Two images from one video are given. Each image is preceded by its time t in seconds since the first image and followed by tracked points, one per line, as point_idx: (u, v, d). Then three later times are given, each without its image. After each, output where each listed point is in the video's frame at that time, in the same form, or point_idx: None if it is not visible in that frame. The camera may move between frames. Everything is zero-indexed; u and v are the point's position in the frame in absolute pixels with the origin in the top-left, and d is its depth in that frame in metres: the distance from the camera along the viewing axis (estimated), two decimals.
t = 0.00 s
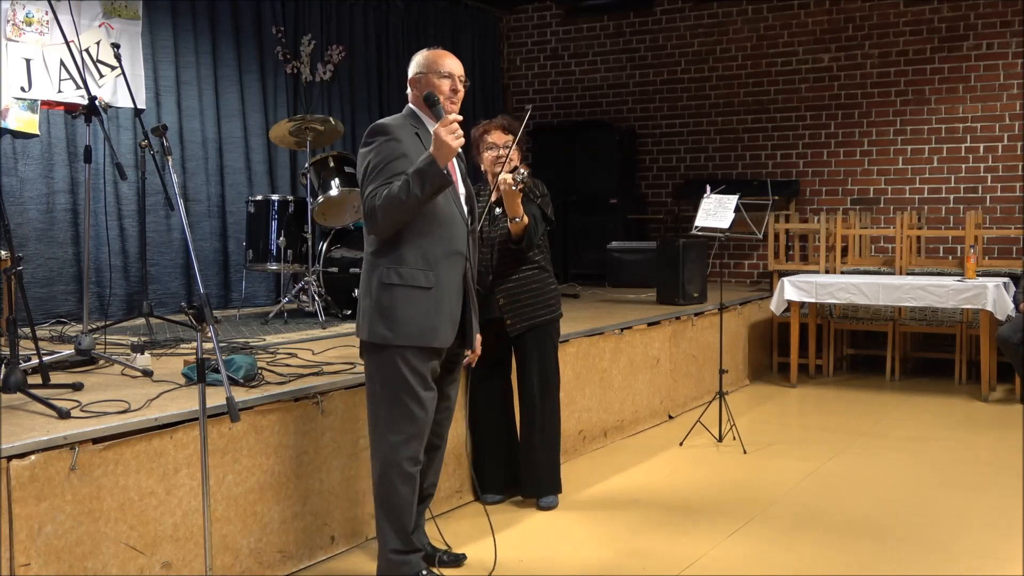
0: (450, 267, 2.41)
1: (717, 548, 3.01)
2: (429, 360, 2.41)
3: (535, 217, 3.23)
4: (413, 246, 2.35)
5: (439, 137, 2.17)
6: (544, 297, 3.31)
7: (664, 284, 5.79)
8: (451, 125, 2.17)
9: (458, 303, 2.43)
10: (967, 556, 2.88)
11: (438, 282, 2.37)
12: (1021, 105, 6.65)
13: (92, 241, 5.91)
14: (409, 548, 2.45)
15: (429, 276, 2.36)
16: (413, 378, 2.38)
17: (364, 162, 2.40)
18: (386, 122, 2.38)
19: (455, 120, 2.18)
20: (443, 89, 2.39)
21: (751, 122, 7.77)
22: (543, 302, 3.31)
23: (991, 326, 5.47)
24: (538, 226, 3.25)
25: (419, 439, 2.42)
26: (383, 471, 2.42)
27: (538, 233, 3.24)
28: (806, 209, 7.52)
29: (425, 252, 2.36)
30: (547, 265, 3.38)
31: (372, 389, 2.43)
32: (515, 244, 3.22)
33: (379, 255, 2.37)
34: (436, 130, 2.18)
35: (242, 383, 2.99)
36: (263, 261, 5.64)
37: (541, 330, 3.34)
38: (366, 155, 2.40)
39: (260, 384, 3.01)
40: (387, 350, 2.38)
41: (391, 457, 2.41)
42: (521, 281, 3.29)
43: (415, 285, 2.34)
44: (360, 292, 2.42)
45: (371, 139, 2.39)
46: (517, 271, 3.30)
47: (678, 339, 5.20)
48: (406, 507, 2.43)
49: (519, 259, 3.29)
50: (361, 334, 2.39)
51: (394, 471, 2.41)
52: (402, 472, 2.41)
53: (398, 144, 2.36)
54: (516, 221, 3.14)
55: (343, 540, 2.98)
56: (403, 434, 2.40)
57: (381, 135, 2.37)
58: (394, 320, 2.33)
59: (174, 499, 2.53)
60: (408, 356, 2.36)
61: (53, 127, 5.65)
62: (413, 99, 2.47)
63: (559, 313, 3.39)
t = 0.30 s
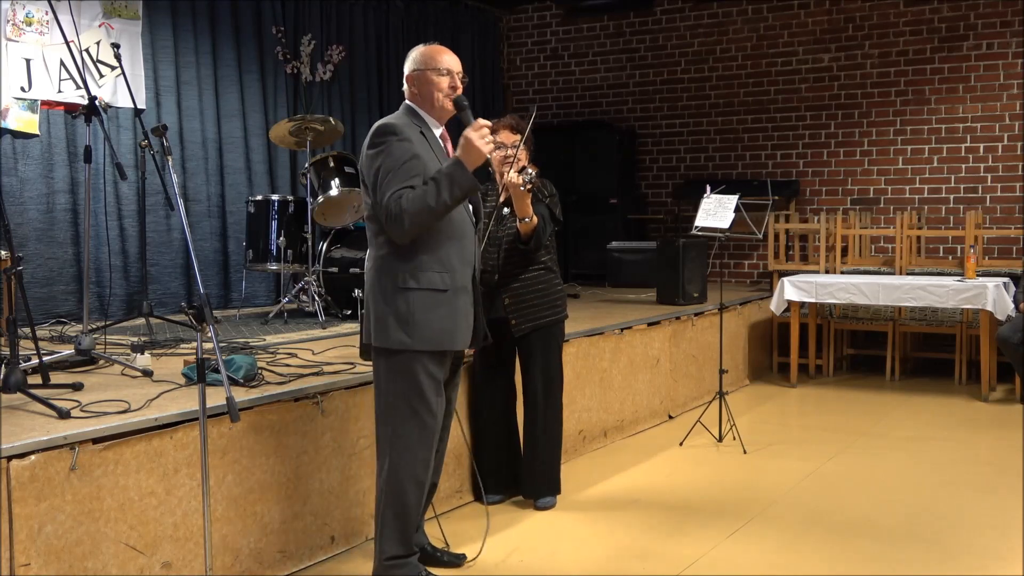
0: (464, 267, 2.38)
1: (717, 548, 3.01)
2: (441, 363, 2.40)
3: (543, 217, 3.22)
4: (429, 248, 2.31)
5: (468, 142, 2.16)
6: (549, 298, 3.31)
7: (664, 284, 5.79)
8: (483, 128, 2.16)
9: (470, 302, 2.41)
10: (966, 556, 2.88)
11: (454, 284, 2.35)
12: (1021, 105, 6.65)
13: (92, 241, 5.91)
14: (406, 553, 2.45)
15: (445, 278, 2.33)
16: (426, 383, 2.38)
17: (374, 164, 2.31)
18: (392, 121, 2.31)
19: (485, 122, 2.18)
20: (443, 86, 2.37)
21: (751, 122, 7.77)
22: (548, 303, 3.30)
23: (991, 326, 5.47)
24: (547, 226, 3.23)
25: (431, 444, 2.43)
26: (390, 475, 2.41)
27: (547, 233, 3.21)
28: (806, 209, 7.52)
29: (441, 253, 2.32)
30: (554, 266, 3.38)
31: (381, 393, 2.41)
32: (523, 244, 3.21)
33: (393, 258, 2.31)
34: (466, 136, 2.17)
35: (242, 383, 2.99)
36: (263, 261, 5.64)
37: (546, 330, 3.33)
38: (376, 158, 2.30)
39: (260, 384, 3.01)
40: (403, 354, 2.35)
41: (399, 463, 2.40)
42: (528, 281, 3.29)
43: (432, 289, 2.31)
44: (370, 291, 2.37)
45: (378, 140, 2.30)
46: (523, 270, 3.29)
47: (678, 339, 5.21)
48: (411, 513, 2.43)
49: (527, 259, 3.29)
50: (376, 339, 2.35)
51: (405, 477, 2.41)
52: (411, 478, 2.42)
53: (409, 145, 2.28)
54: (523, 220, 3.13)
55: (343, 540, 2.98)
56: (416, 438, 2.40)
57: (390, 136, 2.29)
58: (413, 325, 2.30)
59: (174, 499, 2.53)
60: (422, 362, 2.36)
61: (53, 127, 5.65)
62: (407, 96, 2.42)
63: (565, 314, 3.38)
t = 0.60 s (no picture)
0: (462, 272, 2.39)
1: (717, 548, 3.01)
2: (434, 368, 2.39)
3: (553, 217, 3.23)
4: (431, 252, 2.31)
5: (497, 162, 2.27)
6: (558, 298, 3.31)
7: (664, 284, 5.79)
8: (513, 146, 2.28)
9: (467, 309, 2.42)
10: (966, 556, 2.89)
11: (453, 288, 2.36)
12: (1021, 105, 6.65)
13: (92, 241, 5.91)
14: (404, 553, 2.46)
15: (446, 283, 2.33)
16: (417, 388, 2.37)
17: (383, 164, 2.26)
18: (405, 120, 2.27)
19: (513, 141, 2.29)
20: (449, 82, 2.37)
21: (751, 122, 7.77)
22: (557, 303, 3.30)
23: (991, 326, 5.48)
24: (556, 227, 3.25)
25: (425, 444, 2.43)
26: (384, 476, 2.41)
27: (557, 234, 3.25)
28: (806, 209, 7.52)
29: (443, 257, 2.33)
30: (562, 267, 3.39)
31: (372, 396, 2.40)
32: (533, 244, 3.24)
33: (394, 260, 2.30)
34: (498, 151, 2.27)
35: (242, 383, 2.99)
36: (263, 261, 5.64)
37: (553, 331, 3.33)
38: (386, 158, 2.25)
39: (260, 384, 3.01)
40: (399, 358, 2.35)
41: (392, 465, 2.40)
42: (536, 281, 3.29)
43: (434, 293, 2.31)
44: (368, 292, 2.35)
45: (389, 141, 2.25)
46: (531, 270, 3.30)
47: (678, 339, 5.20)
48: (406, 515, 2.43)
49: (536, 260, 3.29)
50: (374, 341, 2.33)
51: (398, 477, 2.41)
52: (406, 478, 2.41)
53: (422, 147, 2.27)
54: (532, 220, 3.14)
55: (343, 540, 2.98)
56: (410, 440, 2.39)
57: (404, 137, 2.25)
58: (413, 328, 2.29)
59: (174, 499, 2.53)
60: (415, 366, 2.35)
61: (53, 127, 5.65)
62: (411, 92, 2.41)
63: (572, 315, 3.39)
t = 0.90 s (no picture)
0: (456, 277, 2.39)
1: (717, 548, 3.01)
2: (427, 372, 2.39)
3: (554, 216, 3.23)
4: (425, 256, 2.31)
5: (497, 166, 2.30)
6: (560, 297, 3.31)
7: (664, 284, 5.79)
8: (512, 152, 2.30)
9: (459, 314, 2.42)
10: (967, 556, 2.89)
11: (446, 294, 2.36)
12: (1021, 105, 6.65)
13: (92, 241, 5.91)
14: (405, 550, 2.47)
15: (438, 288, 2.34)
16: (411, 391, 2.37)
17: (383, 166, 2.25)
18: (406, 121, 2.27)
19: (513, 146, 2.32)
20: (456, 84, 2.37)
21: (751, 122, 7.77)
22: (559, 303, 3.30)
23: (991, 326, 5.48)
24: (557, 225, 3.24)
25: (419, 445, 2.43)
26: (379, 477, 2.41)
27: (557, 232, 3.24)
28: (806, 209, 7.52)
29: (437, 262, 2.33)
30: (565, 267, 3.39)
31: (365, 400, 2.40)
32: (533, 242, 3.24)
33: (388, 263, 2.30)
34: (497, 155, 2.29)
35: (242, 383, 2.99)
36: (263, 261, 5.64)
37: (555, 331, 3.32)
38: (387, 160, 2.24)
39: (260, 384, 3.01)
40: (391, 363, 2.34)
41: (388, 467, 2.40)
42: (537, 280, 3.29)
43: (426, 298, 2.32)
44: (361, 296, 2.35)
45: (391, 143, 2.24)
46: (533, 269, 3.30)
47: (678, 339, 5.21)
48: (403, 514, 2.44)
49: (537, 259, 3.30)
50: (365, 343, 2.33)
51: (393, 477, 2.41)
52: (401, 478, 2.41)
53: (423, 151, 2.26)
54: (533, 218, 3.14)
55: (342, 540, 2.98)
56: (403, 442, 2.40)
57: (405, 141, 2.24)
58: (404, 333, 2.30)
59: (174, 499, 2.53)
60: (408, 370, 2.35)
61: (53, 127, 5.65)
62: (416, 91, 2.41)
63: (575, 315, 3.38)
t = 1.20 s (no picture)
0: (450, 279, 2.38)
1: (716, 548, 3.01)
2: (423, 372, 2.39)
3: (553, 216, 3.22)
4: (412, 258, 2.31)
5: (475, 168, 2.22)
6: (559, 298, 3.30)
7: (664, 285, 5.79)
8: (493, 157, 2.22)
9: (455, 314, 2.41)
10: (967, 555, 2.89)
11: (437, 295, 2.35)
12: (1021, 105, 6.65)
13: (91, 241, 5.91)
14: (405, 550, 2.46)
15: (429, 290, 2.32)
16: (408, 391, 2.37)
17: (366, 171, 2.28)
18: (388, 125, 2.28)
19: (496, 151, 2.23)
20: (448, 85, 2.36)
21: (751, 122, 7.77)
22: (558, 303, 3.30)
23: (991, 326, 5.48)
24: (556, 225, 3.23)
25: (418, 446, 2.42)
26: (379, 477, 2.41)
27: (557, 231, 3.23)
28: (806, 209, 7.52)
29: (426, 264, 2.32)
30: (564, 267, 3.39)
31: (364, 401, 2.41)
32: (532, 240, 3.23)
33: (376, 265, 2.31)
34: (476, 160, 2.22)
35: (242, 383, 2.99)
36: (263, 261, 5.64)
37: (553, 331, 3.31)
38: (369, 165, 2.27)
39: (260, 384, 3.01)
40: (387, 364, 2.35)
41: (388, 466, 2.40)
42: (535, 281, 3.29)
43: (416, 300, 2.31)
44: (354, 300, 2.37)
45: (373, 147, 2.27)
46: (532, 269, 3.31)
47: (678, 339, 5.20)
48: (402, 514, 2.43)
49: (536, 259, 3.31)
50: (356, 345, 2.35)
51: (392, 477, 2.40)
52: (401, 479, 2.41)
53: (404, 154, 2.27)
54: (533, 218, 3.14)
55: (343, 540, 2.98)
56: (400, 442, 2.39)
57: (386, 145, 2.26)
58: (392, 335, 2.30)
59: (174, 499, 2.53)
60: (404, 371, 2.35)
61: (53, 127, 5.65)
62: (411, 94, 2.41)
63: (574, 315, 3.37)
